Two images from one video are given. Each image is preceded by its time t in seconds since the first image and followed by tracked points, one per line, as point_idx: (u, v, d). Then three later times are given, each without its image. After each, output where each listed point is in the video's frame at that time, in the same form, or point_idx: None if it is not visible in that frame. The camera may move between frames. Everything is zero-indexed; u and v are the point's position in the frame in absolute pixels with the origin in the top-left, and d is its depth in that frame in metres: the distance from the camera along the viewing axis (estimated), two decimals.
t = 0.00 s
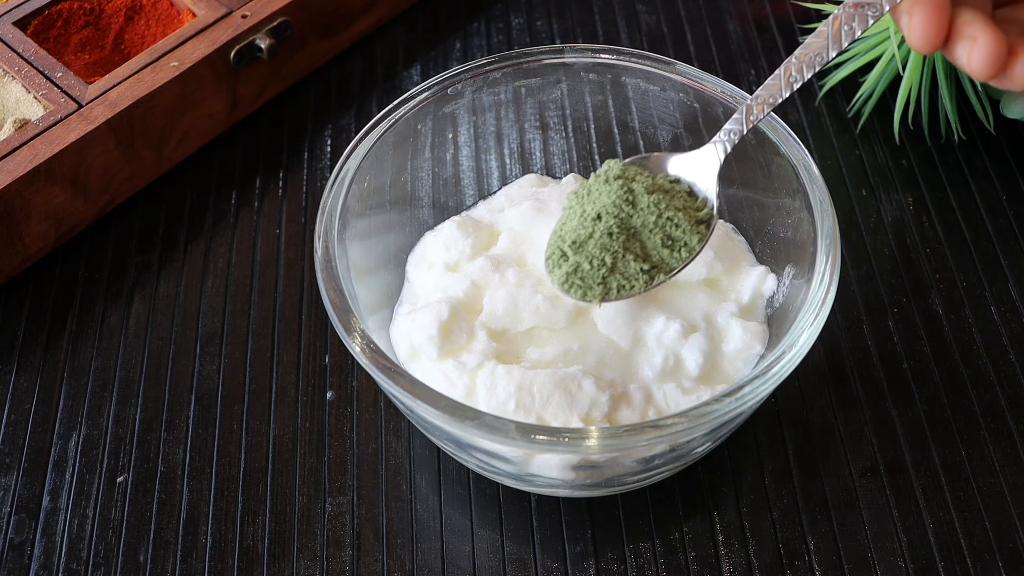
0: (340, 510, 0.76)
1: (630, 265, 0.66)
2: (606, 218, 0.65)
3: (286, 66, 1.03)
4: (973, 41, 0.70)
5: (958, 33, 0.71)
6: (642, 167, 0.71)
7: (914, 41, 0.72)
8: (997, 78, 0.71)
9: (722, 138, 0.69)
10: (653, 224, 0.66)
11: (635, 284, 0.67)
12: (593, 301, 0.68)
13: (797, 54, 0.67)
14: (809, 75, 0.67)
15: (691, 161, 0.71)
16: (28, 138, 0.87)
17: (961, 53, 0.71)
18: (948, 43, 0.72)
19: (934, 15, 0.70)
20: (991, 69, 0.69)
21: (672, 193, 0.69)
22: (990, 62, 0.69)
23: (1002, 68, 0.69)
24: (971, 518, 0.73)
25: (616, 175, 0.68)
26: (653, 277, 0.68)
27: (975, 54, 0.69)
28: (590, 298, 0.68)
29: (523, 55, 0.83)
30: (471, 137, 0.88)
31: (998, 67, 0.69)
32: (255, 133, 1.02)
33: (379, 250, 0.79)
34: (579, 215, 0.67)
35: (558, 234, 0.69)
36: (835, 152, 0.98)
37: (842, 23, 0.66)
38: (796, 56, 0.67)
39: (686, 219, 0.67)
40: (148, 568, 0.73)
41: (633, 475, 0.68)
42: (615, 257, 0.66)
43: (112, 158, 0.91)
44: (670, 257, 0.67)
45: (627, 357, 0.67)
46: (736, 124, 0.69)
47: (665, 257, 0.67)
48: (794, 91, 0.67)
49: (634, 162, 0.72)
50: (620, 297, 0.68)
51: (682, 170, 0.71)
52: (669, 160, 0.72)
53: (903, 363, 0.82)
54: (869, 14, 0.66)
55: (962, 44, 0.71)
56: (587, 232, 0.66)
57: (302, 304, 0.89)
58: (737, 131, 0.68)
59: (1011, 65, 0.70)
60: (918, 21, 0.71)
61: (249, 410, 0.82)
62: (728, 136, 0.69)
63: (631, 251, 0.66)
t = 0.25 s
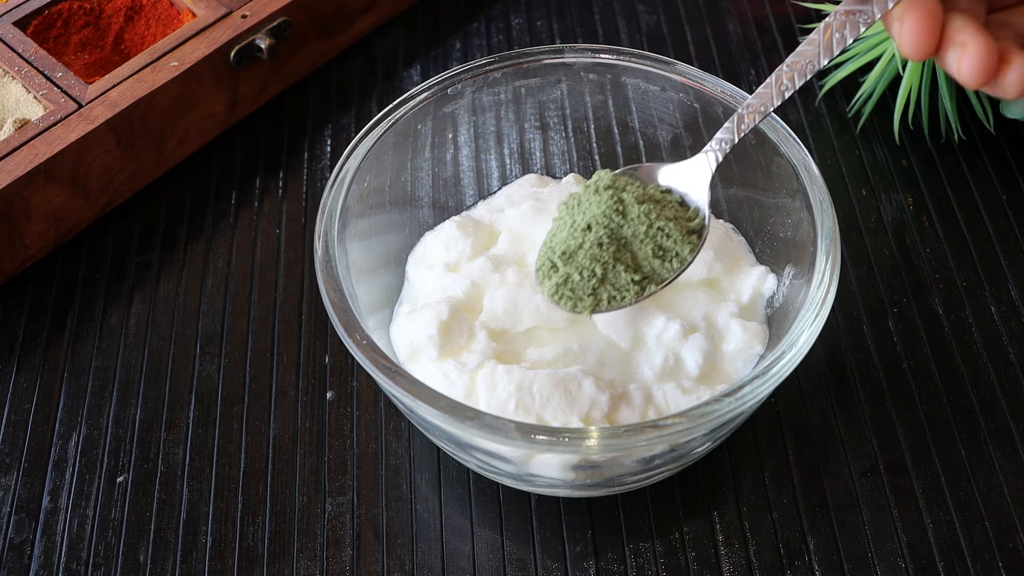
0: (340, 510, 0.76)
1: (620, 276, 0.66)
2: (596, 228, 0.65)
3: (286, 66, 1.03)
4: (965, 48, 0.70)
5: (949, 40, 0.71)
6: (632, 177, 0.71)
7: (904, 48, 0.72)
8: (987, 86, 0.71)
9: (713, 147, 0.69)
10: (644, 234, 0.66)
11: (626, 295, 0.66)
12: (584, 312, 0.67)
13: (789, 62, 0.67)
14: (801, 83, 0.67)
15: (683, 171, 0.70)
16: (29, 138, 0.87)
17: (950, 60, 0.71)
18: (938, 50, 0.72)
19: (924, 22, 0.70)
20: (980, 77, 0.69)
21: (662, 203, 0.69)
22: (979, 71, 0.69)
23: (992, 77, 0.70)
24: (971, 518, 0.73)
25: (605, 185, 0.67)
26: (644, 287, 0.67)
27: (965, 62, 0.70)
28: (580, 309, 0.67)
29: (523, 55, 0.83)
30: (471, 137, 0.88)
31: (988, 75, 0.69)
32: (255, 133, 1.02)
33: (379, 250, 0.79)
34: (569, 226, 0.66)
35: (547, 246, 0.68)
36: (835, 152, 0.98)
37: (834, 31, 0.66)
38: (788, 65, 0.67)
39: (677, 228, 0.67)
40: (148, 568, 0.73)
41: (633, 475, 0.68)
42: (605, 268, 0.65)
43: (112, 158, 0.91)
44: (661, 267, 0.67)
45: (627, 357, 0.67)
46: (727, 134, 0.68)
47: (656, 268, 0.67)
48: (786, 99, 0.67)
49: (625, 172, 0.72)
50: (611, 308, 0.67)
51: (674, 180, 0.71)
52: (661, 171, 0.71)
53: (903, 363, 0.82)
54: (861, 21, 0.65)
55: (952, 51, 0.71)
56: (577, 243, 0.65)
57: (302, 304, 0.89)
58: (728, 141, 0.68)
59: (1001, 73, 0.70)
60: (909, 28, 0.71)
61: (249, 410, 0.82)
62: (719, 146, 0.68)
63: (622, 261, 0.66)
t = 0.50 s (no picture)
0: (340, 510, 0.76)
1: (609, 289, 0.65)
2: (585, 241, 0.64)
3: (286, 66, 1.03)
4: (956, 59, 0.70)
5: (940, 50, 0.71)
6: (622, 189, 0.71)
7: (895, 59, 0.72)
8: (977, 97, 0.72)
9: (704, 159, 0.69)
10: (634, 247, 0.66)
11: (615, 308, 0.66)
12: (572, 326, 0.67)
13: (779, 74, 0.67)
14: (791, 95, 0.67)
15: (674, 183, 0.70)
16: (29, 138, 0.87)
17: (942, 72, 0.71)
18: (930, 60, 0.73)
19: (916, 33, 0.70)
20: (972, 89, 0.70)
21: (652, 216, 0.69)
22: (971, 82, 0.70)
23: (984, 88, 0.70)
24: (972, 517, 0.73)
25: (594, 197, 0.67)
26: (633, 301, 0.67)
27: (957, 74, 0.70)
28: (569, 323, 0.66)
29: (523, 55, 0.83)
30: (472, 137, 0.88)
31: (979, 87, 0.70)
32: (255, 133, 1.02)
33: (379, 250, 0.79)
34: (558, 239, 0.66)
35: (536, 259, 0.68)
36: (835, 152, 0.98)
37: (825, 42, 0.66)
38: (779, 76, 0.67)
39: (666, 242, 0.67)
40: (148, 568, 0.73)
41: (633, 475, 0.68)
42: (594, 281, 0.65)
43: (112, 158, 0.91)
44: (651, 280, 0.67)
45: (627, 357, 0.67)
46: (717, 146, 0.69)
47: (645, 281, 0.67)
48: (776, 111, 0.67)
49: (615, 184, 0.72)
50: (600, 322, 0.67)
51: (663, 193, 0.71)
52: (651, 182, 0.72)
53: (903, 363, 0.82)
54: (853, 32, 0.66)
55: (943, 62, 0.71)
56: (565, 256, 0.65)
57: (302, 304, 0.89)
58: (718, 153, 0.68)
59: (992, 84, 0.71)
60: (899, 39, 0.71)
61: (249, 410, 0.82)
62: (709, 158, 0.69)
63: (611, 275, 0.66)
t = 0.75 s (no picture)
0: (341, 510, 0.76)
1: (607, 292, 0.66)
2: (583, 244, 0.66)
3: (287, 67, 1.03)
4: (951, 65, 0.73)
5: (937, 58, 0.74)
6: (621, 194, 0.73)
7: (892, 65, 0.75)
8: (974, 103, 0.73)
9: (702, 164, 0.70)
10: (631, 251, 0.67)
11: (613, 312, 0.67)
12: (571, 330, 0.67)
13: (778, 78, 0.69)
14: (789, 100, 0.69)
15: (673, 187, 0.72)
16: (30, 139, 0.87)
17: (938, 79, 0.74)
18: (928, 67, 0.75)
19: (912, 41, 0.73)
20: (965, 95, 0.72)
21: (650, 221, 0.70)
22: (963, 88, 0.72)
23: (978, 94, 0.72)
24: (970, 517, 0.74)
25: (592, 202, 0.68)
26: (631, 306, 0.67)
27: (951, 80, 0.72)
28: (568, 328, 0.67)
29: (523, 56, 0.82)
30: (472, 138, 0.88)
31: (973, 92, 0.72)
32: (256, 133, 1.02)
33: (380, 251, 0.79)
34: (556, 242, 0.67)
35: (534, 263, 0.69)
36: (835, 153, 0.98)
37: (823, 49, 0.69)
38: (777, 82, 0.69)
39: (664, 246, 0.68)
40: (150, 568, 0.74)
41: (632, 474, 0.68)
42: (592, 284, 0.66)
43: (113, 158, 0.92)
44: (649, 284, 0.67)
45: (627, 356, 0.68)
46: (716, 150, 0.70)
47: (644, 285, 0.67)
48: (775, 116, 0.69)
49: (614, 189, 0.74)
50: (598, 326, 0.67)
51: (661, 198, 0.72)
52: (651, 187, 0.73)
53: (901, 363, 0.82)
54: (850, 38, 0.68)
55: (939, 68, 0.74)
56: (563, 259, 0.66)
57: (303, 304, 0.89)
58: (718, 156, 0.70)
59: (987, 90, 0.73)
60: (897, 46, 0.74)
61: (249, 410, 0.82)
62: (707, 162, 0.70)
63: (609, 278, 0.66)
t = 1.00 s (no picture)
0: (341, 510, 0.76)
1: (608, 298, 0.66)
2: (584, 249, 0.65)
3: (287, 67, 1.03)
4: (951, 72, 0.74)
5: (937, 63, 0.75)
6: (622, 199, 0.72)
7: (892, 71, 0.76)
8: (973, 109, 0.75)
9: (704, 169, 0.70)
10: (632, 256, 0.66)
11: (613, 317, 0.67)
12: (570, 334, 0.67)
13: (780, 84, 0.69)
14: (791, 106, 0.69)
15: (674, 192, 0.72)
16: (30, 139, 0.87)
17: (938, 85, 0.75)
18: (927, 73, 0.76)
19: (912, 46, 0.74)
20: (965, 101, 0.73)
21: (651, 225, 0.69)
22: (963, 95, 0.73)
23: (977, 101, 0.73)
24: (970, 517, 0.74)
25: (593, 206, 0.67)
26: (631, 310, 0.67)
27: (951, 86, 0.73)
28: (567, 331, 0.67)
29: (523, 56, 0.82)
30: (472, 138, 0.88)
31: (973, 100, 0.73)
32: (256, 133, 1.02)
33: (380, 251, 0.79)
34: (556, 247, 0.66)
35: (534, 267, 0.68)
36: (834, 153, 0.98)
37: (825, 55, 0.68)
38: (778, 87, 0.69)
39: (665, 251, 0.67)
40: (150, 568, 0.74)
41: (632, 474, 0.68)
42: (592, 289, 0.65)
43: (113, 158, 0.92)
44: (649, 289, 0.67)
45: (627, 356, 0.68)
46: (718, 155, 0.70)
47: (644, 290, 0.67)
48: (776, 121, 0.69)
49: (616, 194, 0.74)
50: (598, 330, 0.67)
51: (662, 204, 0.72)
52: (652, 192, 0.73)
53: (901, 363, 0.82)
54: (851, 45, 0.69)
55: (940, 74, 0.75)
56: (563, 264, 0.65)
57: (303, 304, 0.89)
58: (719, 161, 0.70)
59: (987, 97, 0.74)
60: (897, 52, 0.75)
61: (249, 410, 0.82)
62: (708, 169, 0.70)
63: (609, 283, 0.66)
